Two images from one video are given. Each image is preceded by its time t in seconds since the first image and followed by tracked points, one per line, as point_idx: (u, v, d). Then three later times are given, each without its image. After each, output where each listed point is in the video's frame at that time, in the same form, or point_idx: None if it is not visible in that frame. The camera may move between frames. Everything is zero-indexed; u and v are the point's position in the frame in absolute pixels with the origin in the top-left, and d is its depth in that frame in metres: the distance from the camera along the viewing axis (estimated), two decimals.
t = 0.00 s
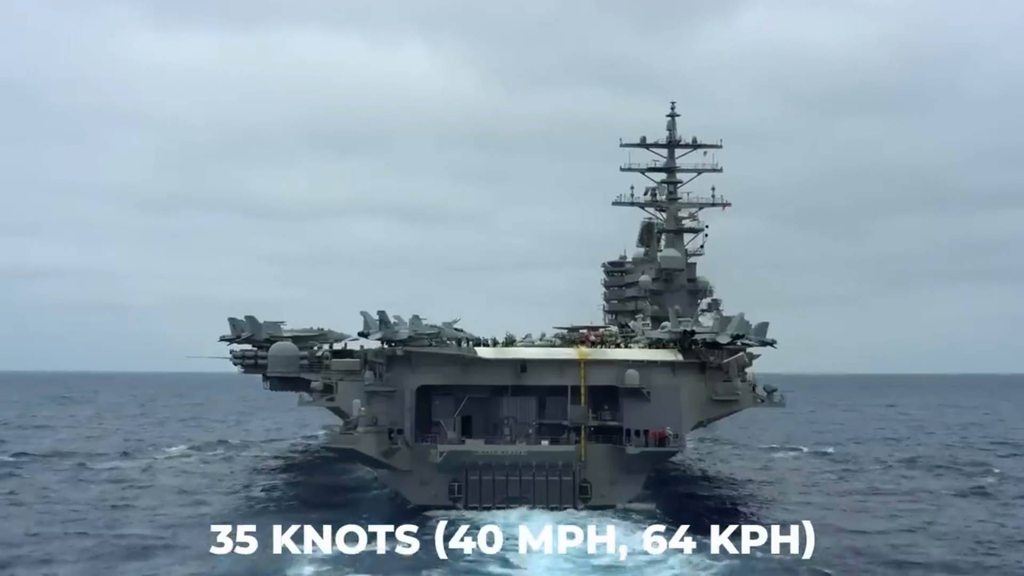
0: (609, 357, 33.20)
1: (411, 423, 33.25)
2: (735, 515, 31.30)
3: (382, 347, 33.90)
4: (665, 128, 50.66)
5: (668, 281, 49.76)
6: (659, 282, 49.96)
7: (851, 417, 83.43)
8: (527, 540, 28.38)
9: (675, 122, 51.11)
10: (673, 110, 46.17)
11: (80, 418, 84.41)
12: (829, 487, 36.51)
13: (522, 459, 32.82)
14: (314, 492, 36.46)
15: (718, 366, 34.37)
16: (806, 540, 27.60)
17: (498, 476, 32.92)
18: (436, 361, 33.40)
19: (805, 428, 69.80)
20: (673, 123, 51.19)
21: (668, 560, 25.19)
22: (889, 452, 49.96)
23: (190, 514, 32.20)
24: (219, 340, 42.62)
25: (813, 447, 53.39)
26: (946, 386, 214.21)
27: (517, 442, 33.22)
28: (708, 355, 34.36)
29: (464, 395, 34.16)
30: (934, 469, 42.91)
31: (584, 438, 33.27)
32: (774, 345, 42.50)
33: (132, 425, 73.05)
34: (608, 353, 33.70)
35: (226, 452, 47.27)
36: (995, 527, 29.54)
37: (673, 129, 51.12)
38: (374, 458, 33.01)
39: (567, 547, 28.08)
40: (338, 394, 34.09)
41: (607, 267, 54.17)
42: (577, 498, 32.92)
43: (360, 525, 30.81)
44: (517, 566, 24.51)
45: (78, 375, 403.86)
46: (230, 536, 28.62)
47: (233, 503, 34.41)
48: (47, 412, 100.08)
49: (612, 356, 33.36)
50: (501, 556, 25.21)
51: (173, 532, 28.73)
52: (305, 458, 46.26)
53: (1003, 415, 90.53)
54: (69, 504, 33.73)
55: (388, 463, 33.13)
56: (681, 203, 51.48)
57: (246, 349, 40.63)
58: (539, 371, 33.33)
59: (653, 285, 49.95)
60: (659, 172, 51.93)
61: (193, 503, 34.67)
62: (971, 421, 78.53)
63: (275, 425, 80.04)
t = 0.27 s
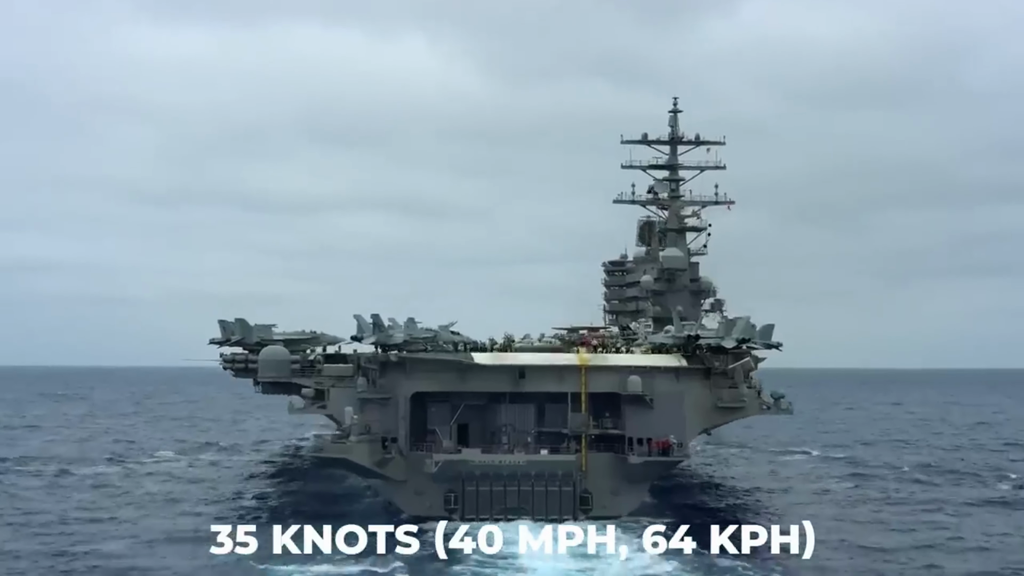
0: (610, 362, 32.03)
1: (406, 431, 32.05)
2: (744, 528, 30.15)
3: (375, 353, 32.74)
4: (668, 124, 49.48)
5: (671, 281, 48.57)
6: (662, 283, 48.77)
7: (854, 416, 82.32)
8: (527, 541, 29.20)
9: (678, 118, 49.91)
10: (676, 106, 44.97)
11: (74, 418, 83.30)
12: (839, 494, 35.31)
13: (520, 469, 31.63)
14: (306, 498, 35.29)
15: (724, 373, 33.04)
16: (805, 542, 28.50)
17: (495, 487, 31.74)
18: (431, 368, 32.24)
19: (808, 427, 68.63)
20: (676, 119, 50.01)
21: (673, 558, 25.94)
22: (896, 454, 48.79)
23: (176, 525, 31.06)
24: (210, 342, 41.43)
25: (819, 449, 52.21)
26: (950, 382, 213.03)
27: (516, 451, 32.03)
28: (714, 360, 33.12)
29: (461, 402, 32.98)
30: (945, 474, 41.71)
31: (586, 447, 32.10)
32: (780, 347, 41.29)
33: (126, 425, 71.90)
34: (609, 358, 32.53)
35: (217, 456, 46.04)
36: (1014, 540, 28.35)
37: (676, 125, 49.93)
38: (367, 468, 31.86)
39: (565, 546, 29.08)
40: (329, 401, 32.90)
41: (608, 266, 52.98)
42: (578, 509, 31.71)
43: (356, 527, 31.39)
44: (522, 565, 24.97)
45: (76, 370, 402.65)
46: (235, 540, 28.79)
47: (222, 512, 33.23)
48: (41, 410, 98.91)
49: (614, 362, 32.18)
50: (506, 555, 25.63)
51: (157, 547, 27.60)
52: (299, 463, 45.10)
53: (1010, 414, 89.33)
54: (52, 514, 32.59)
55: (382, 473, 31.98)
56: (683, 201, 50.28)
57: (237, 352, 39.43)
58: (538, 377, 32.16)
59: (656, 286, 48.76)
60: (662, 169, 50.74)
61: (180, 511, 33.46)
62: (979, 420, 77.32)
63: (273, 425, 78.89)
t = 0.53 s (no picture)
0: (611, 366, 31.19)
1: (402, 437, 31.27)
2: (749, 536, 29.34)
3: (371, 356, 31.91)
4: (670, 120, 48.64)
5: (673, 280, 47.71)
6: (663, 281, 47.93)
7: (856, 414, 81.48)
8: (527, 540, 29.35)
9: (680, 114, 49.08)
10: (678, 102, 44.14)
11: (70, 416, 82.46)
12: (846, 498, 34.47)
13: (519, 475, 30.78)
14: (300, 503, 34.46)
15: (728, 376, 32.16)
16: (806, 541, 28.77)
17: (493, 494, 30.89)
18: (428, 371, 31.41)
19: (811, 426, 67.79)
20: (677, 115, 49.16)
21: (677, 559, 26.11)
22: (902, 455, 47.96)
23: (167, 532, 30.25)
24: (203, 343, 40.58)
25: (823, 449, 51.37)
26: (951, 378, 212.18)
27: (514, 457, 31.19)
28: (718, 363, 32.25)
29: (459, 406, 32.14)
30: (953, 476, 40.88)
31: (586, 452, 31.24)
32: (784, 348, 40.41)
33: (122, 424, 71.01)
34: (610, 362, 31.69)
35: (211, 458, 45.19)
36: None
37: (678, 121, 49.09)
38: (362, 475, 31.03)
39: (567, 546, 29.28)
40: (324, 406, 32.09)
41: (609, 264, 52.11)
42: (578, 516, 30.86)
43: (358, 528, 31.43)
44: (523, 567, 25.08)
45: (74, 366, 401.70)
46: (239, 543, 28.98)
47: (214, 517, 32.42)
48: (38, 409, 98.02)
49: (615, 365, 31.35)
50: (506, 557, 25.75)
51: (147, 558, 26.80)
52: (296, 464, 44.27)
53: (1015, 411, 88.46)
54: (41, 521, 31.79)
55: (377, 480, 31.15)
56: (685, 199, 49.44)
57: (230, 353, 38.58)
58: (537, 381, 31.33)
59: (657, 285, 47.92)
60: (663, 166, 49.90)
61: (171, 517, 32.65)
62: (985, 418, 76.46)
63: (271, 424, 78.03)
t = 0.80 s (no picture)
0: (613, 369, 30.08)
1: (396, 443, 30.18)
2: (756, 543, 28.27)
3: (364, 358, 30.79)
4: (672, 112, 47.49)
5: (674, 275, 46.57)
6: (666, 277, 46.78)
7: (861, 408, 80.36)
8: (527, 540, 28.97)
9: (682, 105, 47.92)
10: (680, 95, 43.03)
11: (62, 411, 81.29)
12: (856, 502, 33.36)
13: (517, 482, 29.67)
14: (291, 509, 33.35)
15: (734, 378, 31.03)
16: (809, 540, 28.43)
17: (491, 501, 29.78)
18: (423, 375, 30.29)
19: (815, 420, 66.69)
20: (679, 107, 48.00)
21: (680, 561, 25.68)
22: (910, 453, 46.87)
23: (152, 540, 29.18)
24: (192, 343, 39.42)
25: (829, 446, 50.26)
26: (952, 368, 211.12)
27: (512, 463, 30.08)
28: (723, 366, 31.15)
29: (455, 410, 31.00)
30: (965, 476, 39.73)
31: (587, 458, 30.15)
32: (790, 347, 39.24)
33: (115, 420, 69.79)
34: (611, 364, 30.58)
35: (202, 457, 44.06)
36: None
37: (680, 113, 47.94)
38: (355, 482, 29.91)
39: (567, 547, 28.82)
40: (315, 410, 30.98)
41: (609, 259, 50.94)
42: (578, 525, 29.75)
43: (356, 526, 30.89)
44: (525, 569, 24.69)
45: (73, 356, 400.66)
46: (238, 545, 28.53)
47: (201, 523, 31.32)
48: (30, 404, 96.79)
49: (617, 368, 30.23)
50: (505, 562, 25.13)
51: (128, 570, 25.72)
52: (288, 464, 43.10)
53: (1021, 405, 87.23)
54: (22, 527, 30.69)
55: (370, 487, 30.02)
56: (688, 192, 48.29)
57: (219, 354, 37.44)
58: (537, 384, 30.22)
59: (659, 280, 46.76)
60: (665, 159, 48.75)
61: (158, 523, 31.55)
62: (991, 413, 75.26)
63: (267, 419, 76.85)
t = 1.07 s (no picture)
0: (614, 371, 29.00)
1: (389, 447, 29.08)
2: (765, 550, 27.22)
3: (355, 359, 29.70)
4: (674, 101, 46.38)
5: (676, 269, 45.49)
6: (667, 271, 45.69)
7: (863, 399, 79.40)
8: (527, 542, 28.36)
9: (684, 94, 46.80)
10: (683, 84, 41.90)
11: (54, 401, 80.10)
12: (866, 503, 32.30)
13: (515, 488, 28.56)
14: (281, 504, 32.25)
15: (740, 379, 29.98)
16: (814, 545, 27.68)
17: (487, 507, 28.69)
18: (418, 376, 29.21)
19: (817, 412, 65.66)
20: (681, 96, 46.88)
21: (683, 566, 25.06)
22: (917, 447, 45.86)
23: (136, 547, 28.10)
24: (180, 339, 38.32)
25: (834, 439, 49.20)
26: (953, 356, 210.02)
27: (510, 468, 28.97)
28: (727, 367, 30.12)
29: (450, 413, 29.91)
30: (974, 473, 38.70)
31: (588, 463, 29.09)
32: (795, 343, 38.18)
33: (106, 412, 68.64)
34: (613, 365, 29.50)
35: (191, 450, 42.94)
36: None
37: (682, 102, 46.82)
38: (346, 487, 28.83)
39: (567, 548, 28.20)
40: (306, 412, 29.86)
41: (609, 252, 49.80)
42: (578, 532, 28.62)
43: (355, 525, 30.21)
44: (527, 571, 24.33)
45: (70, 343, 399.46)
46: (239, 545, 28.04)
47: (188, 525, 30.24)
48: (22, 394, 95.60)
49: (619, 369, 29.16)
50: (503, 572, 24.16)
51: None
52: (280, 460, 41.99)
53: None
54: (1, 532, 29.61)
55: (362, 493, 28.95)
56: (690, 184, 47.19)
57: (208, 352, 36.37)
58: (535, 386, 29.14)
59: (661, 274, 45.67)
60: (666, 149, 47.64)
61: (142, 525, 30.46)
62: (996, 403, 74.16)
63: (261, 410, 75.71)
